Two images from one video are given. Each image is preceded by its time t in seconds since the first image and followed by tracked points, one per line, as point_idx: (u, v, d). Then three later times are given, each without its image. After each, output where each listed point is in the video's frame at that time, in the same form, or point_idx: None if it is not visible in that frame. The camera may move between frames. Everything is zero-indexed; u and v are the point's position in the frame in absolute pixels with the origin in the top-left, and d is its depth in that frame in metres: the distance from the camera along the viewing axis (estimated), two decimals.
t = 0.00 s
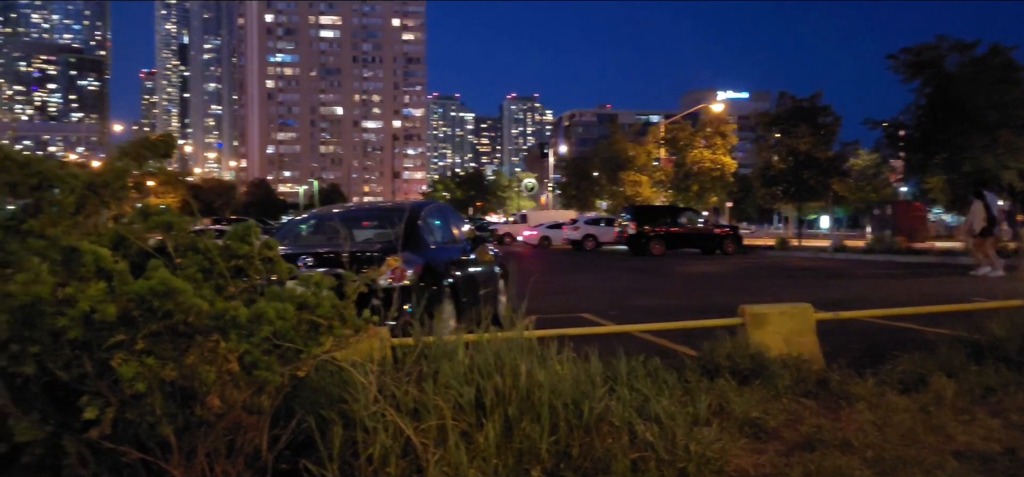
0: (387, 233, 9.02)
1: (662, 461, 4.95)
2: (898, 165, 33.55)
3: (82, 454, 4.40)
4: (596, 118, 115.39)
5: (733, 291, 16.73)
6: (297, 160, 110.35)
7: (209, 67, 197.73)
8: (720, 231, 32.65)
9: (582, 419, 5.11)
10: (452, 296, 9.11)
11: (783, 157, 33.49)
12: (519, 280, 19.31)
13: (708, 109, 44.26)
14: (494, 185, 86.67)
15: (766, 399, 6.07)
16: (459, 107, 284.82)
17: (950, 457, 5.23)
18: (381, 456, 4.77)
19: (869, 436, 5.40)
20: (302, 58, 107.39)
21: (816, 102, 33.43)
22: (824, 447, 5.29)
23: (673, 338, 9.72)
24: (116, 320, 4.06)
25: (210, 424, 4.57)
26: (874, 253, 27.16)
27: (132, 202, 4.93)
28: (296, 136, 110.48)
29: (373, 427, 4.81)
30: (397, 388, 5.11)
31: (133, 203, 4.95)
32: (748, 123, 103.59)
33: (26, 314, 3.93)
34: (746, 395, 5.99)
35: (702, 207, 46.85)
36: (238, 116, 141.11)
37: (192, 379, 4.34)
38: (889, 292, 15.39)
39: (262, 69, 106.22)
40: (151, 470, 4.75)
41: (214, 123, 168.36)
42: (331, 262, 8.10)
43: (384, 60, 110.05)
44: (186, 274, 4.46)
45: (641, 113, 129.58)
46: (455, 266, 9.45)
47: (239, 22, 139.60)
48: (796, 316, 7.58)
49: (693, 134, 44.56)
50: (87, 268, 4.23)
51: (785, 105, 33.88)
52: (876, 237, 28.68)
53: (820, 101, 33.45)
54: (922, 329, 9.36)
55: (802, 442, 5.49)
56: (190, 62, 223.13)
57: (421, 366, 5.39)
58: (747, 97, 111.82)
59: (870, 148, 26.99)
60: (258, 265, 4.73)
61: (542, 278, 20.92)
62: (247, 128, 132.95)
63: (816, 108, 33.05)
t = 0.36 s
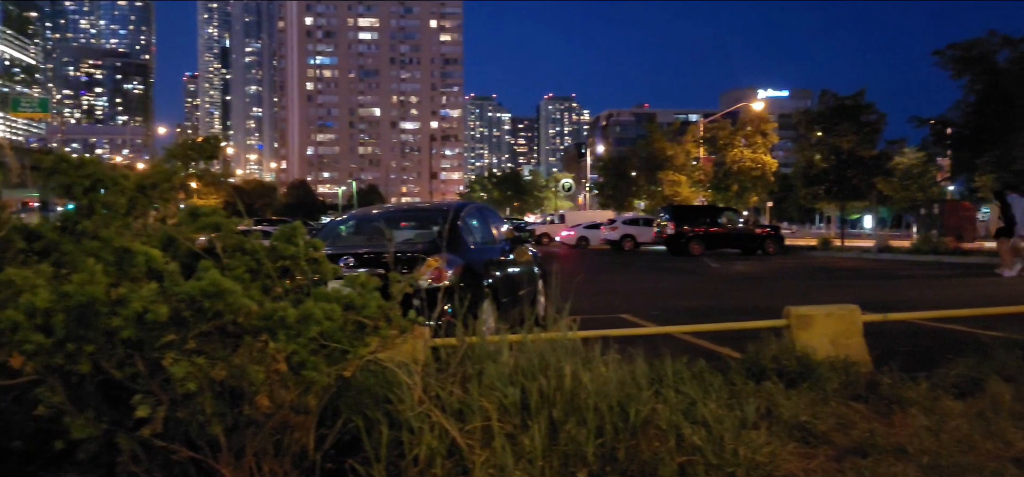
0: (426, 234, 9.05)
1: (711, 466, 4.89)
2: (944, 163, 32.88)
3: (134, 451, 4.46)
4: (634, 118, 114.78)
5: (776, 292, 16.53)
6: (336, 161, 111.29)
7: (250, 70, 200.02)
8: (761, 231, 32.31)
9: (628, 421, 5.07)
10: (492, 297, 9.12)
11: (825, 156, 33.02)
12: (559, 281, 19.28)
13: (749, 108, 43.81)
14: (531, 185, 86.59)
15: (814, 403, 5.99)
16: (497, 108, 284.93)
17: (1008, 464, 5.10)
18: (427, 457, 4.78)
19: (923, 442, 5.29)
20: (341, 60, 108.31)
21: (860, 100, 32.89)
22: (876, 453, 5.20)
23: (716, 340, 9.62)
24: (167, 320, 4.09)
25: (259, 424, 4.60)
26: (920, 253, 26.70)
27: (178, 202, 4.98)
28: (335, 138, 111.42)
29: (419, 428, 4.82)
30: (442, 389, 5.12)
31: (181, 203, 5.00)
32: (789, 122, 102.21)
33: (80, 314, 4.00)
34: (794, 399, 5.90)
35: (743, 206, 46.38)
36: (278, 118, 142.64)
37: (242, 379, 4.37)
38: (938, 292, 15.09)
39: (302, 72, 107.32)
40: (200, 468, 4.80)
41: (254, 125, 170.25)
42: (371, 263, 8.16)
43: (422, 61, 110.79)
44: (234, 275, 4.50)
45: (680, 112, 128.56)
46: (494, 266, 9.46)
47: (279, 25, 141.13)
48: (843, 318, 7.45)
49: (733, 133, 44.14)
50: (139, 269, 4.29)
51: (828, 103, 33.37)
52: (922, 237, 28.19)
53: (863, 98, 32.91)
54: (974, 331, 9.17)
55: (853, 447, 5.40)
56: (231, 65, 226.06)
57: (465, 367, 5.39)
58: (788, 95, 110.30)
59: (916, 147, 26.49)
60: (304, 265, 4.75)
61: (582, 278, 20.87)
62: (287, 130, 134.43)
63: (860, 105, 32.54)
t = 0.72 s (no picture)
0: (452, 235, 9.05)
1: (741, 470, 4.86)
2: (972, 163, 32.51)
3: (166, 451, 4.49)
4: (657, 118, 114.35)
5: (803, 293, 16.41)
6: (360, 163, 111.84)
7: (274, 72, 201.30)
8: (787, 232, 32.05)
9: (657, 425, 5.05)
10: (516, 298, 9.10)
11: (852, 156, 32.74)
12: (583, 282, 19.26)
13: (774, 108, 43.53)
14: (554, 186, 86.51)
15: (845, 406, 5.93)
16: (519, 109, 284.81)
17: None
18: (455, 459, 4.79)
19: (959, 446, 5.23)
20: (364, 62, 108.85)
21: (888, 100, 32.57)
22: (911, 457, 5.14)
23: (743, 342, 9.55)
24: (200, 321, 4.13)
25: (288, 426, 4.62)
26: (950, 254, 26.41)
27: (207, 204, 5.00)
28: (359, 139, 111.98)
29: (447, 430, 4.82)
30: (469, 390, 5.11)
31: (210, 206, 5.01)
32: (814, 122, 101.37)
33: (114, 315, 4.03)
34: (824, 401, 5.86)
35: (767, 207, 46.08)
36: (302, 120, 143.44)
37: (271, 381, 4.37)
38: (968, 294, 14.92)
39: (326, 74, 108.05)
40: (231, 469, 4.83)
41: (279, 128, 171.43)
42: (396, 265, 8.19)
43: (444, 62, 111.06)
44: (263, 276, 4.51)
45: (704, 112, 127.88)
46: (519, 268, 9.44)
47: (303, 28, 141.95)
48: (873, 321, 7.37)
49: (757, 133, 43.88)
50: (171, 271, 4.33)
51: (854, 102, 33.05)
52: (951, 238, 27.86)
53: (890, 97, 32.57)
54: (1005, 334, 9.06)
55: (887, 451, 5.35)
56: (255, 67, 227.82)
57: (492, 368, 5.38)
58: (813, 95, 109.35)
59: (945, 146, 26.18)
60: (332, 266, 4.76)
61: (607, 279, 20.83)
62: (311, 131, 135.20)
63: (888, 105, 32.20)
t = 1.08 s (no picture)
0: (471, 237, 9.08)
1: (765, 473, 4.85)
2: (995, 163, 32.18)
3: (192, 455, 4.51)
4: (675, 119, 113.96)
5: (823, 295, 16.30)
6: (378, 165, 112.26)
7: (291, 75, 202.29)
8: (806, 233, 31.83)
9: (681, 429, 5.03)
10: (535, 299, 9.11)
11: (872, 156, 32.51)
12: (602, 284, 19.25)
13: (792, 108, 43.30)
14: (571, 187, 86.42)
15: (869, 410, 5.89)
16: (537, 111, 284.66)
17: None
18: (479, 462, 4.80)
19: (986, 451, 5.19)
20: (382, 64, 109.27)
21: (909, 99, 32.31)
22: (938, 462, 5.10)
23: (763, 344, 9.52)
24: (225, 325, 4.17)
25: (312, 429, 4.62)
26: (973, 255, 26.17)
27: (229, 207, 5.02)
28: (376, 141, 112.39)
29: (470, 433, 4.82)
30: (492, 393, 5.11)
31: (232, 209, 5.03)
32: (833, 122, 100.68)
33: (141, 319, 4.08)
34: (848, 405, 5.82)
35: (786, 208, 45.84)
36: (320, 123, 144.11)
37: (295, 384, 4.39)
38: (992, 296, 14.77)
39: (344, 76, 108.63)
40: (254, 471, 4.86)
41: (297, 130, 172.25)
42: (415, 267, 8.23)
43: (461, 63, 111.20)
44: (287, 279, 4.53)
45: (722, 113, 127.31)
46: (538, 270, 9.45)
47: (321, 31, 142.56)
48: (896, 323, 7.31)
49: (776, 134, 43.66)
50: (196, 275, 4.37)
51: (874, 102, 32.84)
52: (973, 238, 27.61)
53: (911, 97, 32.31)
54: None
55: (912, 456, 5.31)
56: (273, 69, 229.08)
57: (514, 371, 5.38)
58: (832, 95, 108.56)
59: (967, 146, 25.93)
60: (355, 270, 4.78)
61: (625, 280, 20.79)
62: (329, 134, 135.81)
63: (908, 105, 31.94)
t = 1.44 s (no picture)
0: (483, 238, 9.10)
1: None
2: (1009, 163, 32.03)
3: (209, 456, 4.54)
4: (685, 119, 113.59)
5: (835, 296, 16.25)
6: (388, 166, 112.53)
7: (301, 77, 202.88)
8: (818, 234, 31.68)
9: (695, 432, 5.03)
10: (547, 301, 9.12)
11: (884, 156, 32.38)
12: (613, 285, 19.25)
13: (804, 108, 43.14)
14: (581, 188, 86.34)
15: (885, 412, 5.87)
16: (547, 112, 284.47)
17: None
18: (494, 465, 4.81)
19: (1004, 454, 5.16)
20: (392, 65, 109.51)
21: (921, 99, 32.18)
22: (954, 466, 5.09)
23: (775, 346, 9.49)
24: (243, 326, 4.20)
25: (328, 430, 4.62)
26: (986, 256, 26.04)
27: (244, 209, 5.04)
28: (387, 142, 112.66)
29: (485, 435, 4.83)
30: (505, 394, 5.12)
31: (246, 211, 5.06)
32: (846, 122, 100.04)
33: (159, 321, 4.10)
34: (863, 408, 5.80)
35: (797, 209, 45.69)
36: (331, 124, 144.44)
37: (311, 388, 4.38)
38: (1006, 297, 14.69)
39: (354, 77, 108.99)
40: (271, 473, 4.89)
41: (308, 131, 172.73)
42: (427, 268, 8.26)
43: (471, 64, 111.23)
44: (303, 281, 4.55)
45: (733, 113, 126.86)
46: (549, 271, 9.46)
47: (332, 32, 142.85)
48: (910, 325, 7.28)
49: (787, 134, 43.48)
50: (213, 278, 4.39)
51: (887, 102, 32.71)
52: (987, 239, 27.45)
53: (924, 97, 32.17)
54: None
55: (929, 460, 5.28)
56: (283, 70, 229.81)
57: (527, 372, 5.38)
58: (844, 95, 107.83)
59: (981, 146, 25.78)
60: (369, 272, 4.78)
61: (636, 281, 20.79)
62: (339, 135, 136.16)
63: (921, 105, 31.82)
